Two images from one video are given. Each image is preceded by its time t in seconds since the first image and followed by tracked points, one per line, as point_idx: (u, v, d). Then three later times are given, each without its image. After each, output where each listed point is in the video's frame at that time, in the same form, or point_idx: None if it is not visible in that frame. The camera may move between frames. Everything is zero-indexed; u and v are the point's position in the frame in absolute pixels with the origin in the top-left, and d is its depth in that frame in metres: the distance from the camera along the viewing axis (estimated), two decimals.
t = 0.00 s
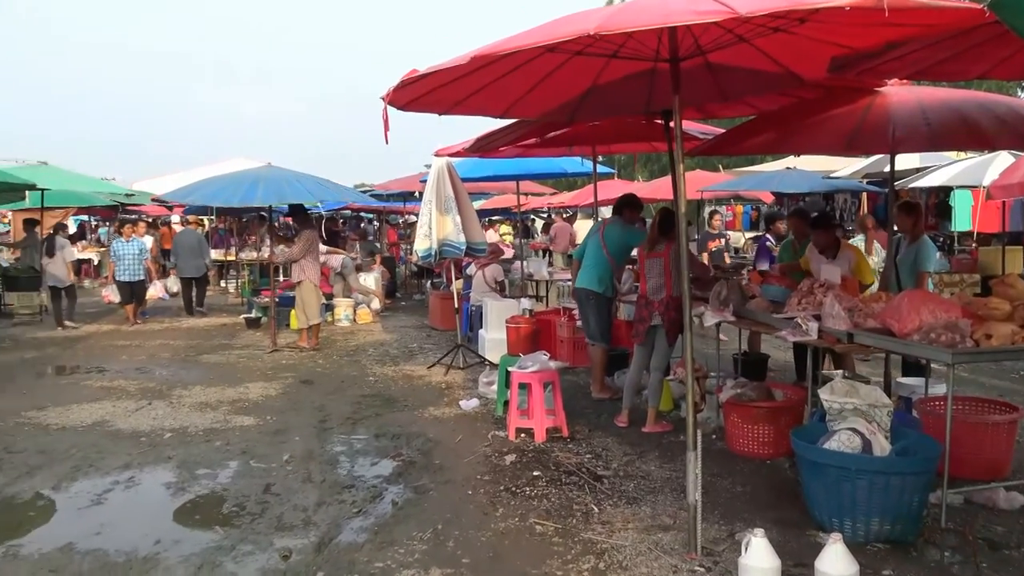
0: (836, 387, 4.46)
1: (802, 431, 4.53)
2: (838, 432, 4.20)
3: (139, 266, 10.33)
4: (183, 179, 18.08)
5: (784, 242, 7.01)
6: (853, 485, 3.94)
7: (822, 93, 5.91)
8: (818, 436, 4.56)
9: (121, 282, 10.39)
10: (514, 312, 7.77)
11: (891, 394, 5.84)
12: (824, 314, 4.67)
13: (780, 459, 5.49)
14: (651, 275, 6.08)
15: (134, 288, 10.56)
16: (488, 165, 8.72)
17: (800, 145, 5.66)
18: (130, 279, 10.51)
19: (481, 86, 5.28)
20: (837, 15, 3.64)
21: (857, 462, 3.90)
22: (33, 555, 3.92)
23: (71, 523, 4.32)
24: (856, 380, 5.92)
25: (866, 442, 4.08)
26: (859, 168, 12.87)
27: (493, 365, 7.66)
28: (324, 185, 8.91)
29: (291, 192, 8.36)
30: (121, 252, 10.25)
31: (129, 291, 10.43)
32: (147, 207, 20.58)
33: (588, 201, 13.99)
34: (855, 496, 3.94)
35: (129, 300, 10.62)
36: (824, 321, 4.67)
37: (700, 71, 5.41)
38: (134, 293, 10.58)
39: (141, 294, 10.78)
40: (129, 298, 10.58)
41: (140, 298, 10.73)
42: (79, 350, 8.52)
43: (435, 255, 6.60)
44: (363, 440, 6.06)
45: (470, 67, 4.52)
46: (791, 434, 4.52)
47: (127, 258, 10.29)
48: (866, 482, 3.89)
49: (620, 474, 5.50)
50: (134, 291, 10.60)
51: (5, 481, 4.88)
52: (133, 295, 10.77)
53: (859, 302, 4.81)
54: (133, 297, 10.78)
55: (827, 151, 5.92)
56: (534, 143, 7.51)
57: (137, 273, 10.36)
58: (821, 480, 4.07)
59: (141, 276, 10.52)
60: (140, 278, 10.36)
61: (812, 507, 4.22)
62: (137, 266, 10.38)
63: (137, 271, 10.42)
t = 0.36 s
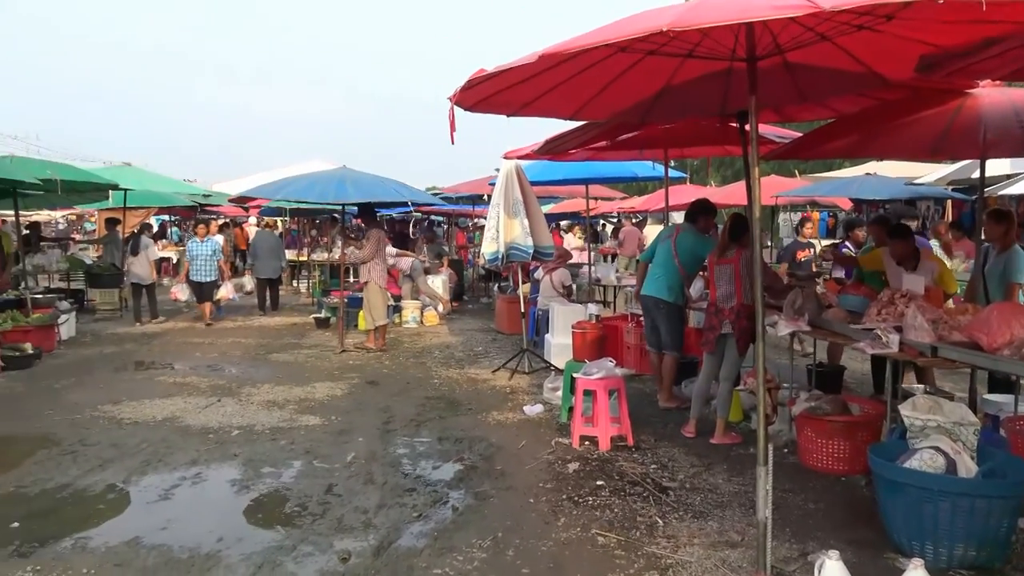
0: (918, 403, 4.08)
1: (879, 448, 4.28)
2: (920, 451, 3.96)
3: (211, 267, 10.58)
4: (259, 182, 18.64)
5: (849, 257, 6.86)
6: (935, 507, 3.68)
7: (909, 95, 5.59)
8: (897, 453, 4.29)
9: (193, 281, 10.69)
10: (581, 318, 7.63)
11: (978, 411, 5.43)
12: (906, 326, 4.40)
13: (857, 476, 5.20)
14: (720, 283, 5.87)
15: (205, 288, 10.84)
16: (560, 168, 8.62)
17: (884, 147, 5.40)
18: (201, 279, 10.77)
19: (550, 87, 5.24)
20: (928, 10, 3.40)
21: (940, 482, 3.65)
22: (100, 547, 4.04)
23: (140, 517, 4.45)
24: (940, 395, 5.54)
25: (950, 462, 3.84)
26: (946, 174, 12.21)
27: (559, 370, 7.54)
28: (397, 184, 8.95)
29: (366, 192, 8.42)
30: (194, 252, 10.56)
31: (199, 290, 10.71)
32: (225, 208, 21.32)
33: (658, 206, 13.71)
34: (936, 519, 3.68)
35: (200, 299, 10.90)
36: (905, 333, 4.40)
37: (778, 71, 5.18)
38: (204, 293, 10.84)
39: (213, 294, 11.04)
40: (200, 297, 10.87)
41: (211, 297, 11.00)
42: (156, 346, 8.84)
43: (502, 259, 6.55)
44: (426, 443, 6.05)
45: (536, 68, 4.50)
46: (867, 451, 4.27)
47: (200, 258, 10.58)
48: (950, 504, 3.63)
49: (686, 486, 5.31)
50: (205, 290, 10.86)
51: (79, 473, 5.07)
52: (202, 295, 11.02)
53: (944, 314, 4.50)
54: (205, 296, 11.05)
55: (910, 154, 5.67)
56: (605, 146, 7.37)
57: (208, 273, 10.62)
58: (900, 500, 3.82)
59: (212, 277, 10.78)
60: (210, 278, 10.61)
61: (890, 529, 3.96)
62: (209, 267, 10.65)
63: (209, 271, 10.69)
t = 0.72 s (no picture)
0: (977, 417, 3.97)
1: (933, 464, 4.03)
2: (978, 467, 3.69)
3: (244, 267, 10.57)
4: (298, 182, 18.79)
5: (860, 264, 7.00)
6: (995, 527, 3.44)
7: (967, 93, 5.31)
8: (952, 470, 4.04)
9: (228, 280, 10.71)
10: (619, 321, 7.42)
11: None
12: (962, 336, 4.16)
13: (908, 491, 4.93)
14: (764, 288, 5.63)
15: (239, 288, 10.83)
16: (598, 169, 8.45)
17: (941, 148, 5.17)
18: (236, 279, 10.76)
19: (591, 84, 5.15)
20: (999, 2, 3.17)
21: (1000, 501, 3.41)
22: (128, 549, 4.04)
23: (169, 520, 4.44)
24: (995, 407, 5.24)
25: (1012, 481, 3.57)
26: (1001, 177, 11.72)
27: (595, 375, 7.35)
28: (433, 183, 8.86)
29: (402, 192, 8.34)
30: (230, 250, 10.66)
31: (232, 289, 10.69)
32: (264, 207, 21.55)
33: (699, 208, 13.42)
34: (996, 540, 3.44)
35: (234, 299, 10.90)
36: (961, 343, 4.16)
37: (830, 68, 4.95)
38: (237, 293, 10.81)
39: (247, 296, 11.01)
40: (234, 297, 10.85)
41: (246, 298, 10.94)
42: (193, 345, 8.89)
43: (539, 260, 6.40)
44: (459, 447, 5.94)
45: (577, 62, 4.41)
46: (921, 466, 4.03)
47: (235, 257, 10.64)
48: (1011, 524, 3.39)
49: (728, 498, 5.09)
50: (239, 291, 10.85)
51: (111, 473, 5.09)
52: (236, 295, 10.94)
53: (1002, 323, 4.22)
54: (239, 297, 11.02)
55: (969, 154, 5.49)
56: (646, 147, 7.16)
57: (242, 274, 10.61)
58: (958, 520, 3.57)
59: (247, 278, 10.78)
60: (245, 278, 10.60)
61: (946, 550, 3.71)
62: (243, 266, 10.69)
63: (244, 271, 10.70)
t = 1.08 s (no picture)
0: (1011, 427, 3.83)
1: (967, 475, 3.88)
2: (1014, 480, 3.54)
3: (261, 269, 10.28)
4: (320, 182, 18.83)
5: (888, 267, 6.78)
6: None
7: (1003, 91, 5.13)
8: (986, 481, 3.89)
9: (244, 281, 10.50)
10: (640, 324, 7.30)
11: None
12: (997, 342, 4.01)
13: (938, 501, 4.77)
14: (792, 290, 5.50)
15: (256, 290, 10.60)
16: (619, 169, 8.33)
17: (975, 149, 4.99)
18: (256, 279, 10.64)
19: (614, 82, 5.14)
20: None
21: None
22: (144, 554, 4.05)
23: (186, 524, 4.44)
24: None
25: None
26: None
27: (616, 378, 7.24)
28: (452, 183, 8.78)
29: (423, 194, 8.27)
30: (246, 251, 10.37)
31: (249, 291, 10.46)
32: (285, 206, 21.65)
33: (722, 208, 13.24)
34: None
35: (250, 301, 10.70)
36: (996, 349, 4.00)
37: (861, 66, 4.79)
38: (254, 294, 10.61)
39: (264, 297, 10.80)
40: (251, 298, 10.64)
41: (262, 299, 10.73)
42: (213, 344, 8.92)
43: (559, 261, 6.30)
44: (478, 451, 5.87)
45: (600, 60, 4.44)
46: (953, 477, 3.89)
47: (250, 258, 10.36)
48: None
49: (752, 507, 4.97)
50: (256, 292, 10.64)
51: (129, 474, 5.11)
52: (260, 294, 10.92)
53: None
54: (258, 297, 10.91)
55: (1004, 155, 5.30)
56: (668, 147, 7.03)
57: (258, 276, 10.33)
58: (993, 534, 3.43)
59: (264, 279, 10.55)
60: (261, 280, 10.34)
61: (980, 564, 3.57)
62: (259, 268, 10.41)
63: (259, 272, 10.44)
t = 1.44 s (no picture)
0: None
1: None
2: None
3: (304, 269, 10.12)
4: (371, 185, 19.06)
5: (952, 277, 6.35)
6: None
7: None
8: None
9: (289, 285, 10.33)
10: (692, 327, 7.12)
11: None
12: None
13: (1006, 514, 4.51)
14: (845, 294, 5.30)
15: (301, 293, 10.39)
16: (670, 169, 8.17)
17: None
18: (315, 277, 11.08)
19: (663, 82, 5.08)
20: None
21: None
22: (197, 552, 4.11)
23: (237, 524, 4.49)
24: None
25: None
26: None
27: (668, 381, 7.09)
28: (503, 185, 8.73)
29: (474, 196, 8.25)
30: (290, 253, 10.26)
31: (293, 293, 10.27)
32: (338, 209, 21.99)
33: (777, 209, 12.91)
34: None
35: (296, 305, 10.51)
36: None
37: (923, 62, 4.57)
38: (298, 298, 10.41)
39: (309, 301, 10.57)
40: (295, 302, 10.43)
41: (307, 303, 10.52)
42: (267, 344, 9.07)
43: (609, 264, 6.19)
44: (527, 454, 5.80)
45: (647, 59, 4.42)
46: None
47: (294, 259, 10.23)
48: None
49: (808, 516, 4.78)
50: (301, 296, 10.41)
51: (183, 472, 5.21)
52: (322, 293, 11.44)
53: None
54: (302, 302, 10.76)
55: None
56: (720, 147, 6.85)
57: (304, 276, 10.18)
58: None
59: (308, 281, 10.36)
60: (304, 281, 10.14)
61: None
62: (303, 269, 10.24)
63: (303, 274, 10.25)
